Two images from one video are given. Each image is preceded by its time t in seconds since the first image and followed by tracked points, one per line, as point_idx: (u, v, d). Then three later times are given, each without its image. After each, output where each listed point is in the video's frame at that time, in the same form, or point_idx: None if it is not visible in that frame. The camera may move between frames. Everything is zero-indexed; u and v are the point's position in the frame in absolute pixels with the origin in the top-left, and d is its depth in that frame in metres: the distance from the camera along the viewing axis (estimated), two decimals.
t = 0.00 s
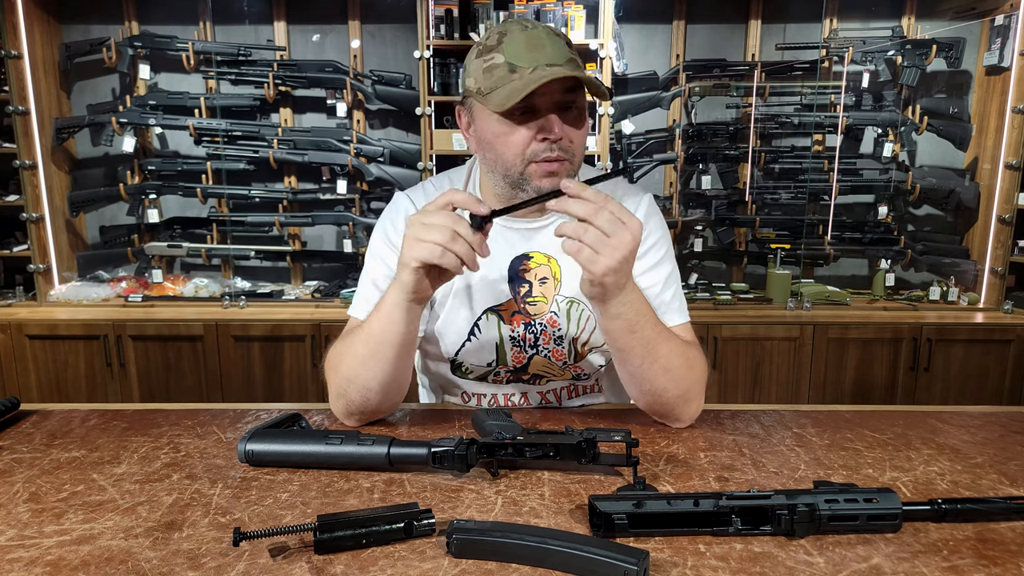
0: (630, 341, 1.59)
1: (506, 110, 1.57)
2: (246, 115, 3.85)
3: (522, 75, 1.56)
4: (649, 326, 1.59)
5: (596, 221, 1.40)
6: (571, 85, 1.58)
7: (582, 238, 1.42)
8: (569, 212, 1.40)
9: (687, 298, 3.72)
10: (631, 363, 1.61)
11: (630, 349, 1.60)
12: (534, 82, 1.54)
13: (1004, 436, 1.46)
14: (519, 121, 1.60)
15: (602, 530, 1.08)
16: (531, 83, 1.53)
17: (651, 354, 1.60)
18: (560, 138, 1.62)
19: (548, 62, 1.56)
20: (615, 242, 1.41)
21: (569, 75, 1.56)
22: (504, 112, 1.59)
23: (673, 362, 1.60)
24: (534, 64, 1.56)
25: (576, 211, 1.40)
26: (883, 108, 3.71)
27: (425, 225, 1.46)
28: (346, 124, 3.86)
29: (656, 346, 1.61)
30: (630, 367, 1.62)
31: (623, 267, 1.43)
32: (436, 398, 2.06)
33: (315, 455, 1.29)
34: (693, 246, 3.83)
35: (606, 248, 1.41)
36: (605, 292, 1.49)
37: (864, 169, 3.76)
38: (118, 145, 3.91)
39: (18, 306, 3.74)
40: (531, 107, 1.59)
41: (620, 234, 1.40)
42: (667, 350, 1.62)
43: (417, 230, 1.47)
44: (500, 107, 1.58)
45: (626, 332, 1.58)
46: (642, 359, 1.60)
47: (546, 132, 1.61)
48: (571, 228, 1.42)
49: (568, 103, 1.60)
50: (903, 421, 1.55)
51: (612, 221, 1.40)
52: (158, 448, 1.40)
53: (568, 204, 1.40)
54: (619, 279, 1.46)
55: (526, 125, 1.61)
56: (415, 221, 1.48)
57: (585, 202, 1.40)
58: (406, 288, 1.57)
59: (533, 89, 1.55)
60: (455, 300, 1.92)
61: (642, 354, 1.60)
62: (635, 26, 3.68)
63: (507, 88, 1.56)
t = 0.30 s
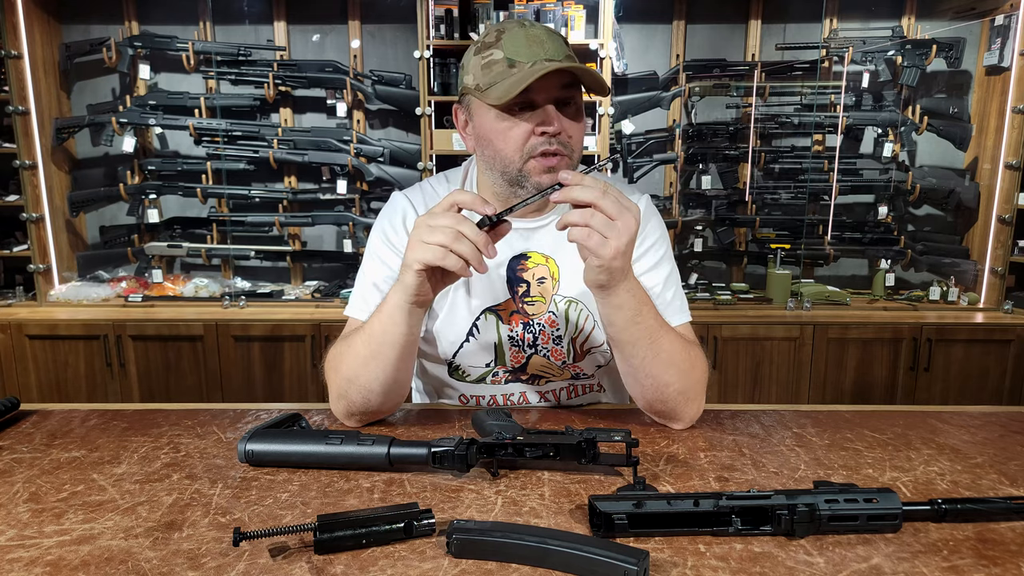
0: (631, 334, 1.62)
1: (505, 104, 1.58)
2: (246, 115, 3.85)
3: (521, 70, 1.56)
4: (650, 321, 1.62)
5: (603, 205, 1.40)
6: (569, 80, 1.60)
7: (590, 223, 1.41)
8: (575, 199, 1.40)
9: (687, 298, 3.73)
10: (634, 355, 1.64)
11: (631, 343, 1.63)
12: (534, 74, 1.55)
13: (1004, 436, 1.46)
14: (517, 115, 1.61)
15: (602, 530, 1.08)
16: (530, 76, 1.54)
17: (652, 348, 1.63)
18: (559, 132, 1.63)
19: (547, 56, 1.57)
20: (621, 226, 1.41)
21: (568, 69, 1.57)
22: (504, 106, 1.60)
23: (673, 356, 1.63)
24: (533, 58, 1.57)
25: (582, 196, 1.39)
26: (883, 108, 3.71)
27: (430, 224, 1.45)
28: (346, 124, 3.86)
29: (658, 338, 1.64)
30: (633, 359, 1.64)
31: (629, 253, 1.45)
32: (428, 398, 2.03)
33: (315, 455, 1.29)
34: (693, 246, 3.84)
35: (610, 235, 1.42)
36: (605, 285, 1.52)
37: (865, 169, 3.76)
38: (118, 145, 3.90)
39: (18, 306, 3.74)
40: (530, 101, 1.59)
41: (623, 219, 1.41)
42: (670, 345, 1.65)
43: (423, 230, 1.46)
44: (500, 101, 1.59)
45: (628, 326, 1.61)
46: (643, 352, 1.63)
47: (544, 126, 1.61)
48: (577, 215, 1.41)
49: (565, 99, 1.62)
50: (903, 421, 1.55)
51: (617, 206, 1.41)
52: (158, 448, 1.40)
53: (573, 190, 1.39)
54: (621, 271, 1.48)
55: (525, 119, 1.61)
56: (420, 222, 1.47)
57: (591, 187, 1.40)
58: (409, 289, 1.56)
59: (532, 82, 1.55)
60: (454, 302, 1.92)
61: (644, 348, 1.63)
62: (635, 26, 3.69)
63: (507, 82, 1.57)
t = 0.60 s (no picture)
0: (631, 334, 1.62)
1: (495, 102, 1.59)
2: (246, 115, 3.85)
3: (508, 67, 1.56)
4: (649, 321, 1.62)
5: (598, 203, 1.41)
6: (558, 76, 1.60)
7: (586, 223, 1.41)
8: (571, 197, 1.41)
9: (687, 298, 3.73)
10: (632, 354, 1.64)
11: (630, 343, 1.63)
12: (522, 71, 1.55)
13: (1004, 436, 1.46)
14: (508, 113, 1.61)
15: (602, 530, 1.08)
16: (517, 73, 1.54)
17: (650, 347, 1.63)
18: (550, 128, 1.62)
19: (535, 52, 1.56)
20: (616, 224, 1.42)
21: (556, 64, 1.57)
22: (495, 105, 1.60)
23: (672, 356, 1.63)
24: (520, 55, 1.56)
25: (579, 195, 1.41)
26: (883, 108, 3.71)
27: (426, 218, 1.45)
28: (346, 124, 3.86)
29: (656, 337, 1.64)
30: (632, 359, 1.64)
31: (626, 252, 1.45)
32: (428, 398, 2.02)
33: (315, 455, 1.29)
34: (693, 246, 3.84)
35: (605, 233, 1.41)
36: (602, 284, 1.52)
37: (865, 169, 3.76)
38: (118, 145, 3.91)
39: (18, 306, 3.74)
40: (520, 98, 1.60)
41: (619, 218, 1.42)
42: (670, 345, 1.65)
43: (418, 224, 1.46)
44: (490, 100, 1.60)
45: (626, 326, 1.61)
46: (642, 352, 1.63)
47: (535, 122, 1.61)
48: (574, 215, 1.41)
49: (555, 95, 1.62)
50: (903, 421, 1.55)
51: (612, 205, 1.41)
52: (158, 448, 1.40)
53: (569, 188, 1.41)
54: (618, 271, 1.48)
55: (516, 115, 1.61)
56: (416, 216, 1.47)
57: (586, 186, 1.41)
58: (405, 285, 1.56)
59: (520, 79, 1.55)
60: (453, 302, 1.92)
61: (643, 348, 1.63)
62: (635, 26, 3.69)
63: (495, 80, 1.57)
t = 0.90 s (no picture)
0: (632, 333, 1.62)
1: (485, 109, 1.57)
2: (246, 115, 3.85)
3: (500, 74, 1.54)
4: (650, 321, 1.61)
5: (599, 205, 1.41)
6: (551, 84, 1.54)
7: (587, 225, 1.41)
8: (573, 200, 1.41)
9: (687, 298, 3.73)
10: (634, 355, 1.63)
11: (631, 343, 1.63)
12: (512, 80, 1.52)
13: (1004, 436, 1.46)
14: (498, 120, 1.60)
15: (602, 530, 1.08)
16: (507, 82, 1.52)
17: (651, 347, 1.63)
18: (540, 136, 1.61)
19: (527, 59, 1.53)
20: (615, 226, 1.42)
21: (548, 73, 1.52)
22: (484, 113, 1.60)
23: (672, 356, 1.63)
24: (513, 61, 1.53)
25: (580, 197, 1.41)
26: (883, 108, 3.71)
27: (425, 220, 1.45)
28: (346, 124, 3.86)
29: (657, 337, 1.64)
30: (633, 359, 1.64)
31: (625, 253, 1.45)
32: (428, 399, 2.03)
33: (315, 455, 1.29)
34: (693, 246, 3.84)
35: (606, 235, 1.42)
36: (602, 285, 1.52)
37: (865, 169, 3.76)
38: (118, 145, 3.90)
39: (18, 306, 3.74)
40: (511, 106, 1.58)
41: (618, 219, 1.42)
42: (670, 345, 1.65)
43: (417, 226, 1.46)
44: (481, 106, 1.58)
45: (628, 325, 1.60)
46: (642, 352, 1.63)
47: (524, 131, 1.60)
48: (575, 217, 1.42)
49: (548, 104, 1.57)
50: (903, 421, 1.55)
51: (613, 207, 1.42)
52: (158, 448, 1.40)
53: (572, 191, 1.41)
54: (618, 272, 1.48)
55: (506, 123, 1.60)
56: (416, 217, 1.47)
57: (587, 189, 1.42)
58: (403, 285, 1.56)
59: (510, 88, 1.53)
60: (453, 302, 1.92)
61: (644, 348, 1.63)
62: (635, 26, 3.69)
63: (486, 86, 1.55)
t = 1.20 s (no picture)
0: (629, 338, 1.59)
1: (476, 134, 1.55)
2: (246, 115, 3.85)
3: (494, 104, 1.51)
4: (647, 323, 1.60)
5: (577, 217, 1.39)
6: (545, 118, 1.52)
7: (570, 238, 1.40)
8: (551, 218, 1.39)
9: (687, 298, 3.73)
10: (632, 358, 1.62)
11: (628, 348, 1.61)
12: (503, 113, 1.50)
13: (1004, 436, 1.46)
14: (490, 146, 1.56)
15: (602, 530, 1.08)
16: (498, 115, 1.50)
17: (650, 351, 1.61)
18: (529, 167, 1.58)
19: (523, 94, 1.50)
20: (598, 233, 1.42)
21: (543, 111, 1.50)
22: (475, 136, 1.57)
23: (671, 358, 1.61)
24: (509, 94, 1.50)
25: (555, 213, 1.38)
26: (883, 108, 3.71)
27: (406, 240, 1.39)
28: (346, 124, 3.86)
29: (655, 339, 1.61)
30: (631, 363, 1.62)
31: (613, 257, 1.45)
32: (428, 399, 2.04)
33: (315, 455, 1.29)
34: (693, 246, 3.84)
35: (592, 244, 1.41)
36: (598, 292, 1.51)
37: (864, 169, 3.76)
38: (118, 145, 3.90)
39: (18, 306, 3.74)
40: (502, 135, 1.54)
41: (600, 227, 1.41)
42: (667, 345, 1.63)
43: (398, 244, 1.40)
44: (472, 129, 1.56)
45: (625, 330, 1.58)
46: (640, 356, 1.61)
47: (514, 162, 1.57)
48: (556, 233, 1.40)
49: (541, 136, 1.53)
50: (903, 421, 1.55)
51: (591, 217, 1.40)
52: (158, 448, 1.40)
53: (545, 208, 1.38)
54: (610, 275, 1.48)
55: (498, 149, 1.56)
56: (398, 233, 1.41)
57: (561, 203, 1.39)
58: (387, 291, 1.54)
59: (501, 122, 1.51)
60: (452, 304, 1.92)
61: (642, 352, 1.61)
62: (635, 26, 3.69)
63: (478, 113, 1.53)
